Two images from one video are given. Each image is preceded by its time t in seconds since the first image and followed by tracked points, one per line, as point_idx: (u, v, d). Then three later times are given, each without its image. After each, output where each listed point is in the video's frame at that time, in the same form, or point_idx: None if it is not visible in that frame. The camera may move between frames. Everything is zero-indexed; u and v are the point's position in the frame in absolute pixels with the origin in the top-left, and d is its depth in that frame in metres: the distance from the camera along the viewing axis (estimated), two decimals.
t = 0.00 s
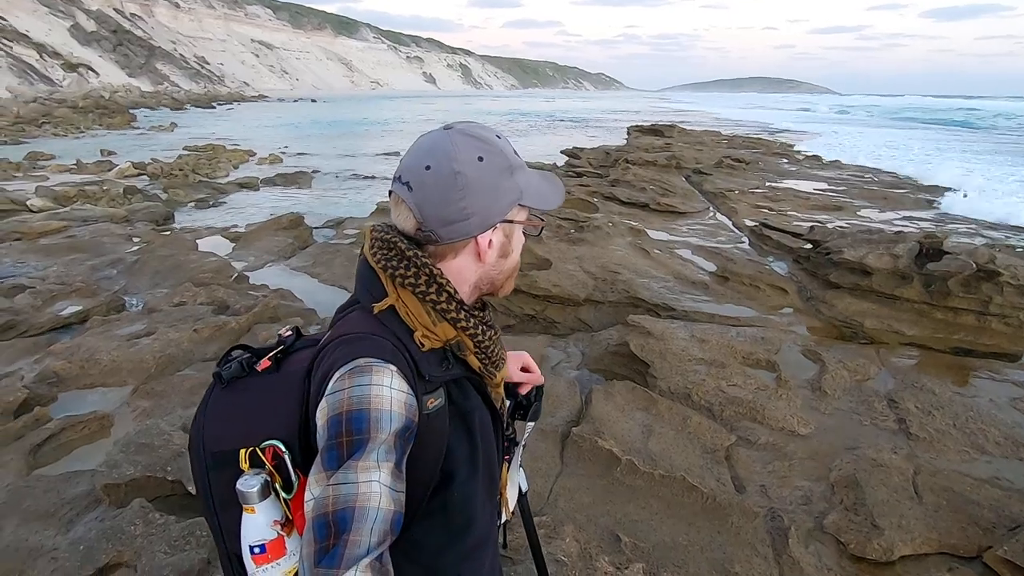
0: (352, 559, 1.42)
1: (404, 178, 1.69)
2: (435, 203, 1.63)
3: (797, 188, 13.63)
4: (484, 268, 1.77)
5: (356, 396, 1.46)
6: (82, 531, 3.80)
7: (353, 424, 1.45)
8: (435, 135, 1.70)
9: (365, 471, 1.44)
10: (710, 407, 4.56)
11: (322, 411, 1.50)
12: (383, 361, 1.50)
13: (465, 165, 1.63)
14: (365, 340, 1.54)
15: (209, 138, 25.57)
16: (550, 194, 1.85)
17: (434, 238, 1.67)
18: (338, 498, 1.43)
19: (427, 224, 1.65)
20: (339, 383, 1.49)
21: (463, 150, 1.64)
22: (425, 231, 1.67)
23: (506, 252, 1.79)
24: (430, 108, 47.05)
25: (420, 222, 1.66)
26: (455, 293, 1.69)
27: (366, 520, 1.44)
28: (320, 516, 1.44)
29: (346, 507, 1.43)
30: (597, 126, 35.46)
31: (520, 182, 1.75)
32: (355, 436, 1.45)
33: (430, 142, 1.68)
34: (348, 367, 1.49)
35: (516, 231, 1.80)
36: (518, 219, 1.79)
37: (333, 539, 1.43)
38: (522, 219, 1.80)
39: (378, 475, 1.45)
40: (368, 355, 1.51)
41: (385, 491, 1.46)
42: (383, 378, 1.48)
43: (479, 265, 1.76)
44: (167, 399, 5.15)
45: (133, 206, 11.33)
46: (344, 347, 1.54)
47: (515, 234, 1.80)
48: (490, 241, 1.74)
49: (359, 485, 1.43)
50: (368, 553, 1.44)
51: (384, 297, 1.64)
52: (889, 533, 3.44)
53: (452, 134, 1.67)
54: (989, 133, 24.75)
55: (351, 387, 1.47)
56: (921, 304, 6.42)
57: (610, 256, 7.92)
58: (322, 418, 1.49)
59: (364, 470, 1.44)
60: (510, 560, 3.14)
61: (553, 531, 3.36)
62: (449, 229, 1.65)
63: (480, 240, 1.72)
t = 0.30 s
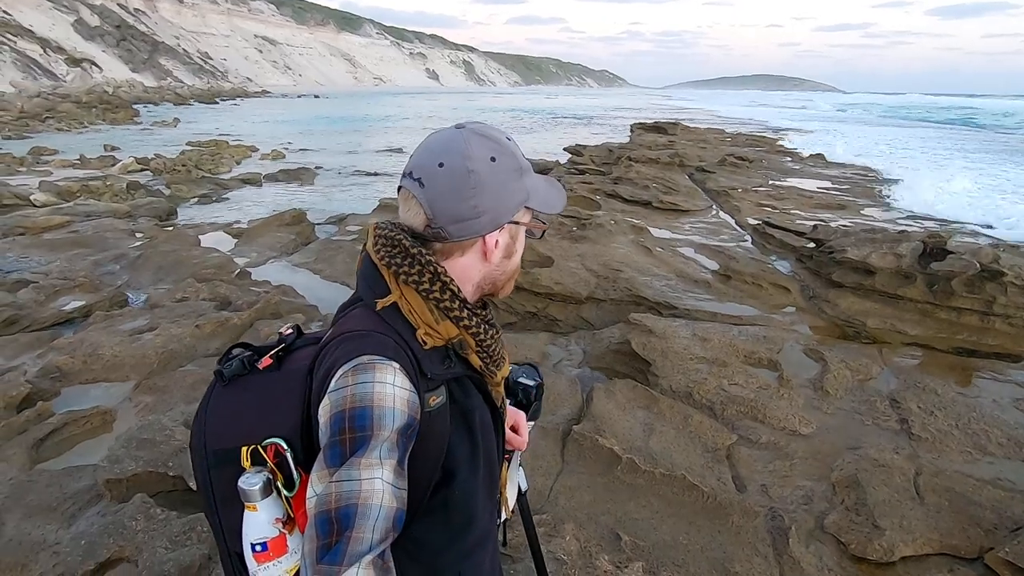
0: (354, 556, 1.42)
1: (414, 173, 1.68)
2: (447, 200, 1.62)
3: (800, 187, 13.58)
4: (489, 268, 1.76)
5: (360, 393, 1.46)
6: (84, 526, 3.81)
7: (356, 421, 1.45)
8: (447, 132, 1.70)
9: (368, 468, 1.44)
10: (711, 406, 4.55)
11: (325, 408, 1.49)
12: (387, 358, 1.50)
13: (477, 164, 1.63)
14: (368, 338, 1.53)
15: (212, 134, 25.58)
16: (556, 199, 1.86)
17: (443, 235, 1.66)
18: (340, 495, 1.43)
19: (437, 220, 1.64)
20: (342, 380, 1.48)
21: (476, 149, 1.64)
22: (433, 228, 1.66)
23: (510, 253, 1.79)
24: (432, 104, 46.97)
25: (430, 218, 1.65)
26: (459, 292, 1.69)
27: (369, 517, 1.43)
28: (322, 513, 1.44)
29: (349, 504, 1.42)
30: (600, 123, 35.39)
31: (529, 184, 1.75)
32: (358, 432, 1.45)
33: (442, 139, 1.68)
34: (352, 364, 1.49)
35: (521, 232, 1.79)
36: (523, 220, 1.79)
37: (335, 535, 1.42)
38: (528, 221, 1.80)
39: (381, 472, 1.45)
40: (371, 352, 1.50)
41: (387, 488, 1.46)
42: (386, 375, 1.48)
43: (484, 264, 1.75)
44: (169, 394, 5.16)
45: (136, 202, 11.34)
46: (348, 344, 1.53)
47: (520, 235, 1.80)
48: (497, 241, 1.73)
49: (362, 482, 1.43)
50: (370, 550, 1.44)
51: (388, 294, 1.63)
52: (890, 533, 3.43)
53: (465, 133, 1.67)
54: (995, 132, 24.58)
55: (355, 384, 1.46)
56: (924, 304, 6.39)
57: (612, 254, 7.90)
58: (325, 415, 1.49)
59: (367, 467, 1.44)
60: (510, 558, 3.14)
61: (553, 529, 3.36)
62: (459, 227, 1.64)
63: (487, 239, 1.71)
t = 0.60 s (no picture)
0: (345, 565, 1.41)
1: (409, 174, 1.65)
2: (443, 202, 1.60)
3: (806, 182, 13.49)
4: (482, 272, 1.74)
5: (350, 400, 1.45)
6: (87, 521, 3.83)
7: (346, 429, 1.43)
8: (443, 134, 1.68)
9: (358, 476, 1.42)
10: (713, 403, 4.53)
11: (315, 414, 1.48)
12: (376, 364, 1.48)
13: (474, 166, 1.62)
14: (358, 342, 1.51)
15: (216, 128, 25.60)
16: (550, 204, 1.85)
17: (437, 238, 1.63)
18: (330, 503, 1.42)
19: (432, 222, 1.62)
20: (332, 387, 1.47)
21: (472, 151, 1.62)
22: (427, 230, 1.64)
23: (503, 256, 1.77)
24: (437, 98, 46.89)
25: (425, 219, 1.63)
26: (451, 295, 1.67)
27: (359, 526, 1.42)
28: (313, 522, 1.43)
29: (339, 512, 1.41)
30: (605, 118, 35.23)
31: (524, 188, 1.74)
32: (348, 440, 1.44)
33: (438, 140, 1.66)
34: (341, 371, 1.47)
35: (514, 236, 1.78)
36: (516, 224, 1.77)
37: (325, 544, 1.41)
38: (522, 224, 1.78)
39: (372, 480, 1.44)
40: (361, 358, 1.49)
41: (378, 496, 1.45)
42: (376, 381, 1.46)
43: (477, 267, 1.74)
44: (172, 390, 5.17)
45: (140, 197, 11.37)
46: (337, 350, 1.52)
47: (513, 239, 1.78)
48: (490, 244, 1.71)
49: (352, 491, 1.42)
50: (361, 559, 1.43)
51: (377, 298, 1.62)
52: (892, 532, 3.41)
53: (461, 135, 1.65)
54: (1003, 126, 24.32)
55: (344, 391, 1.45)
56: (930, 301, 6.35)
57: (615, 249, 7.87)
58: (315, 422, 1.48)
59: (357, 475, 1.43)
60: (509, 556, 3.14)
61: (553, 528, 3.36)
62: (454, 229, 1.62)
63: (481, 242, 1.69)
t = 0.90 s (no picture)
0: (355, 551, 1.42)
1: (417, 165, 1.65)
2: (451, 193, 1.60)
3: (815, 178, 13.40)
4: (488, 263, 1.74)
5: (359, 388, 1.45)
6: (98, 509, 3.86)
7: (355, 417, 1.44)
8: (450, 124, 1.67)
9: (367, 463, 1.43)
10: (719, 399, 4.51)
11: (324, 402, 1.48)
12: (385, 353, 1.48)
13: (482, 157, 1.61)
14: (366, 332, 1.51)
15: (225, 122, 25.68)
16: (555, 195, 1.84)
17: (443, 229, 1.63)
18: (341, 490, 1.42)
19: (439, 213, 1.62)
20: (340, 375, 1.47)
21: (481, 142, 1.62)
22: (435, 221, 1.63)
23: (509, 248, 1.77)
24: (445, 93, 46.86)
25: (431, 210, 1.62)
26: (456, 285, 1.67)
27: (369, 513, 1.43)
28: (323, 508, 1.43)
29: (349, 499, 1.42)
30: (613, 113, 35.10)
31: (530, 180, 1.73)
32: (357, 428, 1.44)
33: (446, 131, 1.65)
34: (350, 359, 1.47)
35: (519, 228, 1.78)
36: (522, 215, 1.77)
37: (336, 530, 1.42)
38: (528, 216, 1.78)
39: (381, 467, 1.44)
40: (370, 346, 1.49)
41: (387, 483, 1.45)
42: (384, 370, 1.46)
43: (483, 259, 1.74)
44: (181, 381, 5.21)
45: (149, 190, 11.42)
46: (346, 339, 1.52)
47: (518, 231, 1.78)
48: (497, 236, 1.71)
49: (362, 477, 1.42)
50: (371, 545, 1.43)
51: (385, 288, 1.62)
52: (899, 530, 3.39)
53: (469, 126, 1.65)
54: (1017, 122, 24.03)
55: (353, 379, 1.45)
56: (940, 298, 6.31)
57: (622, 245, 7.85)
58: (324, 409, 1.48)
59: (367, 462, 1.43)
60: (514, 548, 3.14)
61: (559, 521, 3.36)
62: (462, 221, 1.62)
63: (487, 234, 1.70)
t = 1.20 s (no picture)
0: (351, 548, 1.41)
1: (419, 160, 1.64)
2: (454, 189, 1.59)
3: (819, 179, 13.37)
4: (485, 261, 1.74)
5: (355, 384, 1.45)
6: (99, 503, 3.87)
7: (352, 413, 1.43)
8: (454, 123, 1.68)
9: (364, 459, 1.43)
10: (720, 400, 4.51)
11: (320, 398, 1.48)
12: (381, 349, 1.48)
13: (485, 155, 1.62)
14: (362, 328, 1.51)
15: (229, 118, 25.73)
16: (552, 199, 1.85)
17: (444, 224, 1.62)
18: (337, 487, 1.42)
19: (441, 208, 1.61)
20: (337, 371, 1.47)
21: (484, 141, 1.62)
22: (435, 215, 1.62)
23: (506, 248, 1.77)
24: (449, 91, 46.86)
25: (434, 204, 1.61)
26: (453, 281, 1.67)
27: (365, 509, 1.43)
28: (319, 504, 1.43)
29: (345, 495, 1.41)
30: (616, 112, 35.05)
31: (530, 181, 1.74)
32: (354, 424, 1.44)
33: (450, 128, 1.65)
34: (346, 356, 1.47)
35: (517, 229, 1.78)
36: (520, 217, 1.78)
37: (332, 527, 1.42)
38: (525, 217, 1.78)
39: (377, 463, 1.44)
40: (366, 342, 1.48)
41: (384, 480, 1.45)
42: (381, 366, 1.46)
43: (480, 257, 1.73)
44: (182, 376, 5.21)
45: (153, 185, 11.44)
46: (342, 335, 1.52)
47: (516, 231, 1.78)
48: (495, 234, 1.71)
49: (358, 474, 1.42)
50: (367, 541, 1.43)
51: (381, 284, 1.61)
52: (899, 533, 3.38)
53: (473, 124, 1.65)
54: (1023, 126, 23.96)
55: (350, 375, 1.45)
56: (943, 302, 6.32)
57: (625, 245, 7.84)
58: (320, 406, 1.48)
59: (364, 458, 1.43)
60: (513, 547, 3.14)
61: (558, 521, 3.36)
62: (463, 217, 1.61)
63: (486, 232, 1.69)
